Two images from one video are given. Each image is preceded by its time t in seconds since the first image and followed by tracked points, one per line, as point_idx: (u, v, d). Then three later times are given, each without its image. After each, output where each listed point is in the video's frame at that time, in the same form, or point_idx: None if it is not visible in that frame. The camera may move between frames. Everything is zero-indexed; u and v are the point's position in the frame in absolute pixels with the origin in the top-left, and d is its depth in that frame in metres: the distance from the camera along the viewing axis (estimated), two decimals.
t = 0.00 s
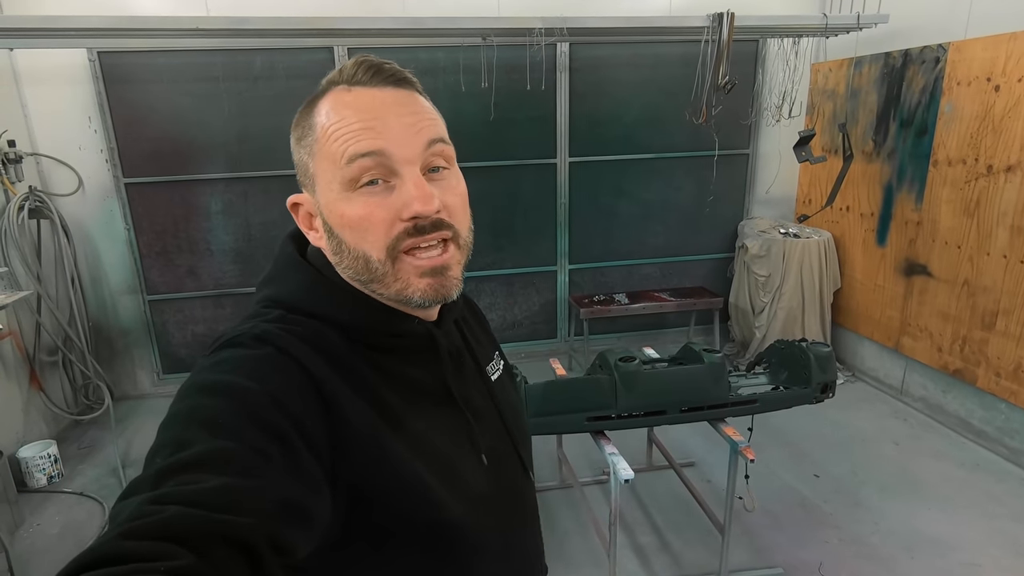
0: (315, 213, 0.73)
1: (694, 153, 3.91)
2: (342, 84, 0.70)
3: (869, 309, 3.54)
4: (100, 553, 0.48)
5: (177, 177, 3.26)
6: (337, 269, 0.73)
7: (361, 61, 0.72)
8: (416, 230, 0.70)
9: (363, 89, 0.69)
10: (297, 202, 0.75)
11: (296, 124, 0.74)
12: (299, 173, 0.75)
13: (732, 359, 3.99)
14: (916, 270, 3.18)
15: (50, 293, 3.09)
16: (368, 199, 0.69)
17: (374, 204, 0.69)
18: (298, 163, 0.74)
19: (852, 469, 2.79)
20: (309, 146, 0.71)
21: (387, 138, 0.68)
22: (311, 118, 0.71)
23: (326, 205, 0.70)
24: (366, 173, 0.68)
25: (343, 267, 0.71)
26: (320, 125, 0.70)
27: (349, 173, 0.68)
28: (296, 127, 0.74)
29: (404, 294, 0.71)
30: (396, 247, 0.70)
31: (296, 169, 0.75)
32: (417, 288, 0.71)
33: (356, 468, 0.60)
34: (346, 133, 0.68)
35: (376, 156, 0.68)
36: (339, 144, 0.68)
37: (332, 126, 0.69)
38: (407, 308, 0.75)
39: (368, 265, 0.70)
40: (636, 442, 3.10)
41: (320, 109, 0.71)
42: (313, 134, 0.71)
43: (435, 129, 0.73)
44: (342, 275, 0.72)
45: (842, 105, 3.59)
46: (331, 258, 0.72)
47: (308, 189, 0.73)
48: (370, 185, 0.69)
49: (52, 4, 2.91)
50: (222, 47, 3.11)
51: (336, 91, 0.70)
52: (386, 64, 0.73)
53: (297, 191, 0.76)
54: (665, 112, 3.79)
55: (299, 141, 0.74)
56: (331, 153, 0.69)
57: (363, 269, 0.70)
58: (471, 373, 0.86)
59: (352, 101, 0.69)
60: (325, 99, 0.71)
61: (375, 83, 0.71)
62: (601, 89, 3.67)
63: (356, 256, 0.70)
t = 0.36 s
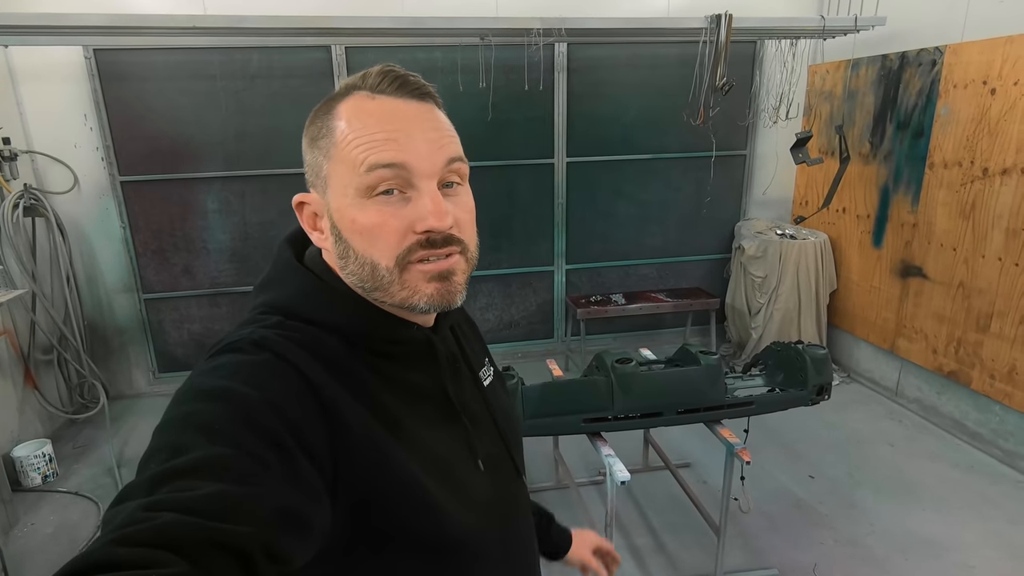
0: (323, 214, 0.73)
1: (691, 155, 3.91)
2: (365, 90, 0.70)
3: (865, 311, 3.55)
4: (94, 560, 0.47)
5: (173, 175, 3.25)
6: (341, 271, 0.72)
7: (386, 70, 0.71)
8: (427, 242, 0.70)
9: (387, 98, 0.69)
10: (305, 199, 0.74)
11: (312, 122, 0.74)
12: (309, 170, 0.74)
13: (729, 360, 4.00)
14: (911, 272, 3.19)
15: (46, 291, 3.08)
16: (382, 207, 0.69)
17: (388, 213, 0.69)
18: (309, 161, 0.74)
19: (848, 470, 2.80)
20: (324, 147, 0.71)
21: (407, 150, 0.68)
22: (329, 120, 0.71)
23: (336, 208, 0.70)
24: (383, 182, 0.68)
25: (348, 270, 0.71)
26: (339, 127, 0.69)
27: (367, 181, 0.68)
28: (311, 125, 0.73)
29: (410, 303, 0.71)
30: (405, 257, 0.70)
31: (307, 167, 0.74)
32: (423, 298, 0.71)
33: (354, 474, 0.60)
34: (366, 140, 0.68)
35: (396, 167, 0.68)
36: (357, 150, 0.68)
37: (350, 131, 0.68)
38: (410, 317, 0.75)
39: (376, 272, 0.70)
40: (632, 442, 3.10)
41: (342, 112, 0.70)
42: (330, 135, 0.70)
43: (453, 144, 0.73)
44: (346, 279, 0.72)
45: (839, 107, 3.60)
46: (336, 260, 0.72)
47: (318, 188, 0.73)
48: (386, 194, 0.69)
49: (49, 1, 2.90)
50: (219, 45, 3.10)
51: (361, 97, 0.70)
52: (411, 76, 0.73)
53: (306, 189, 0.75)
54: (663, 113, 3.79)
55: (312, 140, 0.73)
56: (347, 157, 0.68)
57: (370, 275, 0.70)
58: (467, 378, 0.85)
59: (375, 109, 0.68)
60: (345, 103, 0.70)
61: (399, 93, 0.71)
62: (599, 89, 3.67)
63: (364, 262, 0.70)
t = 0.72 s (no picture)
0: (420, 203, 0.68)
1: (684, 149, 3.93)
2: (450, 92, 0.71)
3: (855, 305, 3.58)
4: None
5: (164, 168, 3.22)
6: (429, 262, 0.71)
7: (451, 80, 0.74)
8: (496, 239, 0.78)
9: (466, 106, 0.73)
10: (388, 186, 0.66)
11: (388, 101, 0.66)
12: (391, 153, 0.66)
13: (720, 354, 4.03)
14: (900, 267, 3.22)
15: (35, 285, 3.04)
16: (483, 203, 0.72)
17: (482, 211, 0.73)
18: (388, 144, 0.66)
19: (837, 463, 2.83)
20: (429, 137, 0.67)
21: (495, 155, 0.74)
22: (425, 110, 0.67)
23: (444, 201, 0.68)
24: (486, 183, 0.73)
25: (440, 260, 0.71)
26: (439, 119, 0.68)
27: (480, 180, 0.71)
28: (389, 106, 0.66)
29: (479, 292, 0.78)
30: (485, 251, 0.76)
31: (383, 148, 0.66)
32: (487, 288, 0.79)
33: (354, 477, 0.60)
34: (478, 143, 0.71)
35: (496, 174, 0.74)
36: (468, 150, 0.70)
37: (462, 130, 0.69)
38: (454, 304, 0.79)
39: (471, 264, 0.73)
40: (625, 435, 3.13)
41: (435, 104, 0.68)
42: (437, 127, 0.67)
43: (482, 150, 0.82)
44: (434, 267, 0.71)
45: (831, 102, 3.62)
46: (426, 248, 0.70)
47: (410, 174, 0.66)
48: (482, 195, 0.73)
49: None
50: (210, 36, 3.06)
51: (449, 95, 0.70)
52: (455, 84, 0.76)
53: (378, 173, 0.66)
54: (656, 107, 3.80)
55: (397, 123, 0.66)
56: (464, 154, 0.69)
57: (462, 266, 0.73)
58: (463, 377, 0.85)
59: (466, 114, 0.71)
60: (436, 99, 0.69)
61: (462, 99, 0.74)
62: (592, 83, 3.67)
63: (461, 254, 0.72)
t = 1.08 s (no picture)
0: (447, 198, 0.73)
1: (668, 146, 3.98)
2: (453, 100, 0.79)
3: (833, 301, 3.67)
4: (95, 565, 0.47)
5: (147, 161, 3.19)
6: (444, 252, 0.77)
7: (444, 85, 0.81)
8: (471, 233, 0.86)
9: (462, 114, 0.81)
10: (425, 181, 0.70)
11: (421, 101, 0.70)
12: (427, 150, 0.70)
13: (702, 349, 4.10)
14: (876, 263, 3.31)
15: (13, 278, 3.00)
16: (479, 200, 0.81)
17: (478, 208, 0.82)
18: (424, 142, 0.70)
19: (813, 454, 2.92)
20: (454, 138, 0.73)
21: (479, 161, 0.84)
22: (446, 113, 0.73)
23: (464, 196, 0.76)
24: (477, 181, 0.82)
25: (453, 249, 0.77)
26: (457, 121, 0.75)
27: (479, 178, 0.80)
28: (422, 105, 0.70)
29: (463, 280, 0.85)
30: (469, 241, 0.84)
31: (421, 146, 0.70)
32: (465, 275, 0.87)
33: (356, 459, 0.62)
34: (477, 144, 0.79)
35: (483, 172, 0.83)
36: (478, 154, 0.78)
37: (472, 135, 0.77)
38: (441, 292, 0.84)
39: (468, 254, 0.81)
40: (609, 429, 3.18)
41: (449, 106, 0.75)
42: (459, 130, 0.74)
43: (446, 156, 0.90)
44: (447, 256, 0.77)
45: (810, 101, 3.69)
46: (445, 239, 0.76)
47: (440, 171, 0.72)
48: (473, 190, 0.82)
49: None
50: (195, 28, 3.04)
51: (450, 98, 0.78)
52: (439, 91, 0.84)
53: (416, 167, 0.70)
54: (641, 104, 3.84)
55: (430, 123, 0.71)
56: (475, 156, 0.77)
57: (465, 255, 0.80)
58: (451, 362, 0.88)
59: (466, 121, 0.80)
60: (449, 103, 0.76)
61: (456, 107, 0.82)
62: (578, 80, 3.70)
63: (466, 244, 0.79)
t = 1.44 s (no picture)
0: (422, 202, 0.72)
1: (660, 146, 4.00)
2: (441, 93, 0.76)
3: (821, 302, 3.70)
4: None
5: (136, 156, 3.15)
6: (425, 258, 0.76)
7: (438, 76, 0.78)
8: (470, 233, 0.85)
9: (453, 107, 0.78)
10: (394, 185, 0.70)
11: (393, 100, 0.69)
12: (398, 153, 0.69)
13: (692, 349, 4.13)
14: (865, 265, 3.34)
15: None
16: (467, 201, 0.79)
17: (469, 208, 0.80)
18: (393, 142, 0.69)
19: (801, 454, 2.94)
20: (429, 139, 0.71)
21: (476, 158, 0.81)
22: (423, 111, 0.71)
23: (443, 199, 0.74)
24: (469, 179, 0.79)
25: (435, 256, 0.76)
26: (438, 118, 0.73)
27: (467, 177, 0.78)
28: (393, 105, 0.69)
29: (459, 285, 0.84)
30: (463, 244, 0.82)
31: (390, 148, 0.69)
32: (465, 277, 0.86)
33: (340, 464, 0.62)
34: (465, 140, 0.76)
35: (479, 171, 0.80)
36: (462, 152, 0.76)
37: (455, 132, 0.75)
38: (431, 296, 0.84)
39: (457, 257, 0.80)
40: (599, 428, 3.19)
41: (431, 102, 0.73)
42: (436, 129, 0.72)
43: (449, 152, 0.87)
44: (429, 262, 0.76)
45: (801, 103, 3.72)
46: (423, 245, 0.75)
47: (413, 174, 0.71)
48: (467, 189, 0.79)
49: None
50: (184, 22, 3.01)
51: (437, 93, 0.76)
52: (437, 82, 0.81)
53: (385, 172, 0.69)
54: (633, 104, 3.85)
55: (402, 123, 0.69)
56: (459, 156, 0.75)
57: (452, 260, 0.78)
58: (439, 364, 0.88)
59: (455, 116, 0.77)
60: (432, 98, 0.73)
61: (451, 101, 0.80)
62: (571, 79, 3.70)
63: (452, 249, 0.78)
